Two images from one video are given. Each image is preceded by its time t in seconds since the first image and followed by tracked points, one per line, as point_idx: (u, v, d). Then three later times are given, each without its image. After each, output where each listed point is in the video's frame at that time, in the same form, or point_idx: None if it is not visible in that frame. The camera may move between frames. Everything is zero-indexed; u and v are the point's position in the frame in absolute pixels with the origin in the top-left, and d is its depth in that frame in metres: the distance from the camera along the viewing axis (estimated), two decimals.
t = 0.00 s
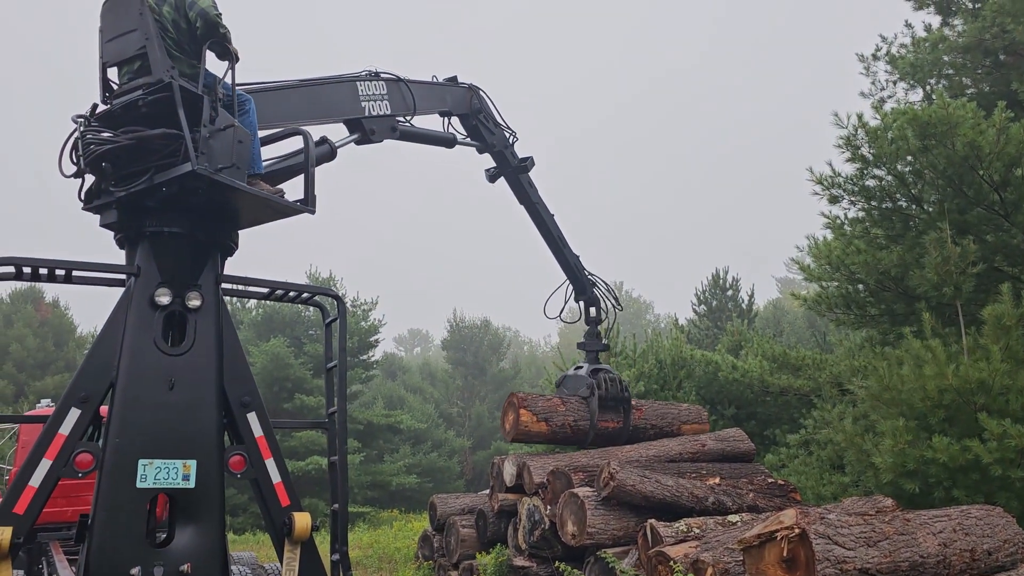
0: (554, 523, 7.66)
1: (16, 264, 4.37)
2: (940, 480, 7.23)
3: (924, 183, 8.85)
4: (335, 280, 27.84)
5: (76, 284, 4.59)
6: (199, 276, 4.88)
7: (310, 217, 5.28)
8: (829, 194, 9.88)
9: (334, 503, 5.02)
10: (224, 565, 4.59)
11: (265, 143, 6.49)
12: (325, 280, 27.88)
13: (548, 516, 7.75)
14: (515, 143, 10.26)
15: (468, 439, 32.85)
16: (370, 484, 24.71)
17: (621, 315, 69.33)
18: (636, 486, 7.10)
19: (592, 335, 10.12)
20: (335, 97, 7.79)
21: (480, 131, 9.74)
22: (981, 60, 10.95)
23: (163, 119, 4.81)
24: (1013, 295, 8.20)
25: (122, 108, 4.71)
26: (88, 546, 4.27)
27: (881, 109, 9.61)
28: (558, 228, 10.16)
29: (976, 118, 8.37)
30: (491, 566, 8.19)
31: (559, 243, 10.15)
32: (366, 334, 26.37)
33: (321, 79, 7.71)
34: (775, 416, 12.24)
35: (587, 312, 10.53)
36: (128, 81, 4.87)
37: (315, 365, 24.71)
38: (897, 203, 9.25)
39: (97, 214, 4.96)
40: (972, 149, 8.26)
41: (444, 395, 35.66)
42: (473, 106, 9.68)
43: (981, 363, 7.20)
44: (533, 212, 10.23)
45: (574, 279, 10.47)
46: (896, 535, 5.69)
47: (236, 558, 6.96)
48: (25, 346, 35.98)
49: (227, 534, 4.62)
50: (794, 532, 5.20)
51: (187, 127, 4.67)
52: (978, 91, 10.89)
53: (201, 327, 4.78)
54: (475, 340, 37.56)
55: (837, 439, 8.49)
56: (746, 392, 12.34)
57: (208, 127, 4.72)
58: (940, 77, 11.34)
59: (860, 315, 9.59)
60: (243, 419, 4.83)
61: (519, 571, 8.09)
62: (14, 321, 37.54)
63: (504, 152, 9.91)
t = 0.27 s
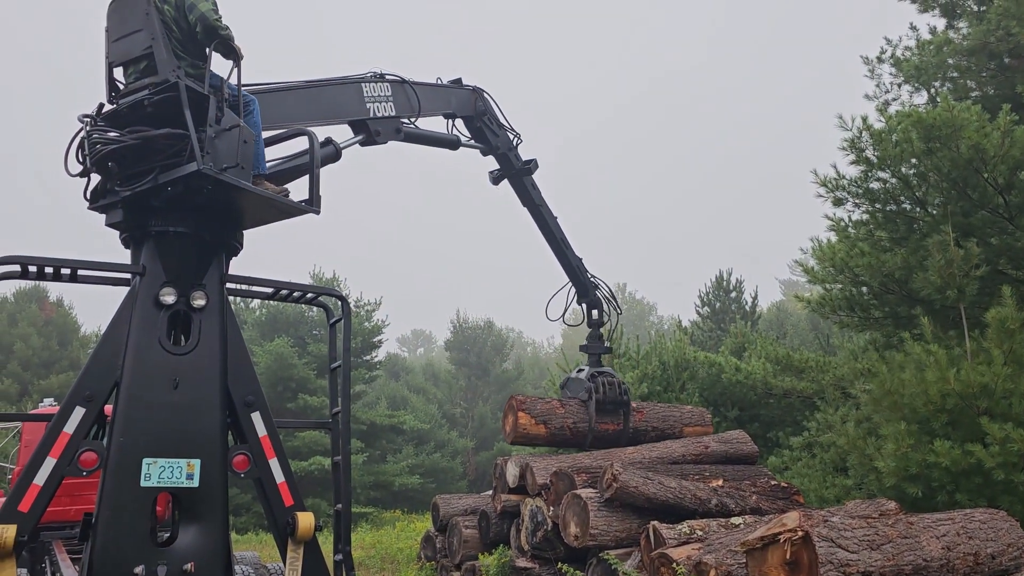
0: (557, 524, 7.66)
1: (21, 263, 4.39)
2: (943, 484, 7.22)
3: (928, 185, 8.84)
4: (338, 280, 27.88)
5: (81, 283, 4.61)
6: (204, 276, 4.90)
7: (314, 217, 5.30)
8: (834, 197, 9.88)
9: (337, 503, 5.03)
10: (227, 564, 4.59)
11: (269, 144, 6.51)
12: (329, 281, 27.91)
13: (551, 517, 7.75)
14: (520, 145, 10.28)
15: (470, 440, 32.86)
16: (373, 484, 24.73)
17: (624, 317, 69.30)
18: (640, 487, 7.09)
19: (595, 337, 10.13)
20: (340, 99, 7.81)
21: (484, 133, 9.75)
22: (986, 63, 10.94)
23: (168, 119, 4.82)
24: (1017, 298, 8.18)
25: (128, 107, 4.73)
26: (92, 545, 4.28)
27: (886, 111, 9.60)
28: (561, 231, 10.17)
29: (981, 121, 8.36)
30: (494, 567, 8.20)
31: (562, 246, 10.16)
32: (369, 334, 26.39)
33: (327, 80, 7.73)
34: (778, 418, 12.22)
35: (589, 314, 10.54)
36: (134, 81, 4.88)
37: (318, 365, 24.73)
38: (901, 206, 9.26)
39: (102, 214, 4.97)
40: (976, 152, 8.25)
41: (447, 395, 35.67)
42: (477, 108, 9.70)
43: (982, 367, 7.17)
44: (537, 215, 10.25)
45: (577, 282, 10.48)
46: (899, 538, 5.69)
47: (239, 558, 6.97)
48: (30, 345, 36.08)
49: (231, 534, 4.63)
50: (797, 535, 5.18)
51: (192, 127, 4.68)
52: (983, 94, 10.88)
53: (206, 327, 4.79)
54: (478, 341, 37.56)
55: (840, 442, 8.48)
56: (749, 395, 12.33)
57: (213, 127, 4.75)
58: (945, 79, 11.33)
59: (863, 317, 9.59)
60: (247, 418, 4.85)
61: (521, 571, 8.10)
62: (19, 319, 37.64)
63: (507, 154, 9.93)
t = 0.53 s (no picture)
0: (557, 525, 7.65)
1: (21, 261, 4.39)
2: (943, 486, 7.22)
3: (929, 188, 8.83)
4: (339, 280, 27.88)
5: (82, 282, 4.61)
6: (204, 275, 4.90)
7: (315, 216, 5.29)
8: (835, 199, 9.87)
9: (337, 503, 5.03)
10: (227, 564, 4.59)
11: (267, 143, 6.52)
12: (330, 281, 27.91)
13: (551, 518, 7.74)
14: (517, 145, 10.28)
15: (471, 440, 32.86)
16: (373, 484, 24.74)
17: (625, 318, 69.28)
18: (640, 488, 7.09)
19: (591, 338, 10.14)
20: (340, 99, 7.82)
21: (482, 134, 9.75)
22: (988, 65, 10.93)
23: (169, 118, 4.82)
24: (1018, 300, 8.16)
25: (129, 106, 4.73)
26: (91, 544, 4.28)
27: (887, 113, 9.60)
28: (558, 233, 10.17)
29: (983, 123, 8.35)
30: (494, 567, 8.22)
31: (558, 247, 10.16)
32: (369, 334, 26.40)
33: (326, 81, 7.73)
34: (778, 420, 12.20)
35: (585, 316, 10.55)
36: (135, 80, 4.88)
37: (319, 365, 24.75)
38: (903, 208, 9.25)
39: (103, 213, 4.97)
40: (978, 154, 8.25)
41: (448, 396, 35.67)
42: (475, 109, 9.69)
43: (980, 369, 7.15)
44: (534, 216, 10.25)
45: (574, 283, 10.49)
46: (900, 540, 5.68)
47: (239, 557, 6.97)
48: (31, 344, 36.13)
49: (231, 533, 4.63)
50: (797, 536, 5.14)
51: (193, 126, 4.68)
52: (985, 96, 10.86)
53: (206, 326, 4.79)
54: (479, 342, 37.56)
55: (840, 444, 8.48)
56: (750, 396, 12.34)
57: (214, 126, 4.75)
58: (947, 82, 11.31)
59: (864, 319, 9.59)
60: (247, 417, 4.84)
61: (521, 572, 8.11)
62: (20, 318, 37.69)
63: (505, 156, 9.92)
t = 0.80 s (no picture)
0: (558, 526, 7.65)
1: (24, 260, 4.39)
2: (944, 488, 7.22)
3: (932, 190, 8.83)
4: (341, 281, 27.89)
5: (84, 281, 4.62)
6: (206, 275, 4.90)
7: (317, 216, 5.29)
8: (837, 200, 9.87)
9: (338, 503, 5.03)
10: (228, 563, 4.59)
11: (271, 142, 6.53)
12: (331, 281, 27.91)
13: (552, 519, 7.75)
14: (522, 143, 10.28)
15: (471, 441, 32.87)
16: (373, 484, 24.75)
17: (627, 319, 69.29)
18: (641, 489, 7.09)
19: (593, 338, 10.14)
20: (343, 97, 7.82)
21: (486, 132, 9.76)
22: (991, 67, 10.93)
23: (172, 118, 4.83)
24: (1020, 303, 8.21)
25: (132, 106, 4.74)
26: (93, 543, 4.29)
27: (889, 115, 9.60)
28: (562, 230, 10.16)
29: (985, 126, 8.36)
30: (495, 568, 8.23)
31: (563, 244, 10.17)
32: (370, 334, 26.41)
33: (330, 79, 7.74)
34: (780, 422, 12.21)
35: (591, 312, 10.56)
36: (138, 79, 4.89)
37: (320, 365, 24.75)
38: (905, 209, 9.26)
39: (105, 212, 4.98)
40: (980, 156, 8.26)
41: (448, 396, 35.68)
42: (479, 106, 9.71)
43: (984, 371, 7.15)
44: (539, 213, 10.25)
45: (580, 279, 10.48)
46: (900, 543, 5.68)
47: (240, 557, 6.98)
48: (32, 343, 36.16)
49: (232, 532, 4.64)
50: (797, 538, 5.13)
51: (196, 126, 4.69)
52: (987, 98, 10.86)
53: (208, 325, 4.80)
54: (480, 342, 37.57)
55: (841, 446, 8.47)
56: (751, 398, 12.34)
57: (217, 126, 4.75)
58: (949, 84, 11.31)
59: (866, 321, 9.59)
60: (249, 416, 4.85)
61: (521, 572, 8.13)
62: (22, 317, 37.72)
63: (509, 153, 9.93)
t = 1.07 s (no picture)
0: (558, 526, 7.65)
1: (25, 258, 4.39)
2: (945, 490, 7.22)
3: (933, 191, 8.83)
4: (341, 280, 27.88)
5: (85, 279, 4.62)
6: (207, 273, 4.90)
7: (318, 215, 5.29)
8: (838, 202, 9.86)
9: (338, 502, 5.02)
10: (228, 562, 4.59)
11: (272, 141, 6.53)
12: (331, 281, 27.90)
13: (551, 519, 7.75)
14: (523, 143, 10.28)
15: (471, 441, 32.86)
16: (373, 484, 24.74)
17: (626, 320, 69.30)
18: (641, 490, 7.09)
19: (594, 338, 10.14)
20: (345, 96, 7.83)
21: (488, 132, 9.76)
22: (992, 70, 10.93)
23: (173, 117, 4.83)
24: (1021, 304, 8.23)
25: (133, 105, 4.74)
26: (93, 542, 4.28)
27: (890, 116, 9.60)
28: (563, 230, 10.16)
29: (987, 128, 8.37)
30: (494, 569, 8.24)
31: (564, 244, 10.17)
32: (370, 335, 26.41)
33: (332, 78, 7.75)
34: (780, 423, 12.21)
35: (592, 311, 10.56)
36: (139, 78, 4.89)
37: (320, 365, 24.74)
38: (906, 211, 9.26)
39: (106, 210, 4.98)
40: (982, 158, 8.27)
41: (448, 396, 35.67)
42: (481, 106, 9.71)
43: (987, 373, 7.15)
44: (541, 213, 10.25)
45: (581, 279, 10.48)
46: (900, 544, 5.69)
47: (240, 556, 6.98)
48: (32, 342, 36.16)
49: (232, 531, 4.64)
50: (798, 539, 5.13)
51: (198, 125, 4.69)
52: (989, 100, 10.86)
53: (209, 324, 4.79)
54: (479, 342, 37.57)
55: (841, 447, 8.47)
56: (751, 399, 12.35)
57: (219, 125, 4.75)
58: (951, 86, 11.31)
59: (866, 323, 9.59)
60: (249, 416, 4.85)
61: (521, 572, 8.13)
62: (21, 316, 37.70)
63: (511, 153, 9.93)
